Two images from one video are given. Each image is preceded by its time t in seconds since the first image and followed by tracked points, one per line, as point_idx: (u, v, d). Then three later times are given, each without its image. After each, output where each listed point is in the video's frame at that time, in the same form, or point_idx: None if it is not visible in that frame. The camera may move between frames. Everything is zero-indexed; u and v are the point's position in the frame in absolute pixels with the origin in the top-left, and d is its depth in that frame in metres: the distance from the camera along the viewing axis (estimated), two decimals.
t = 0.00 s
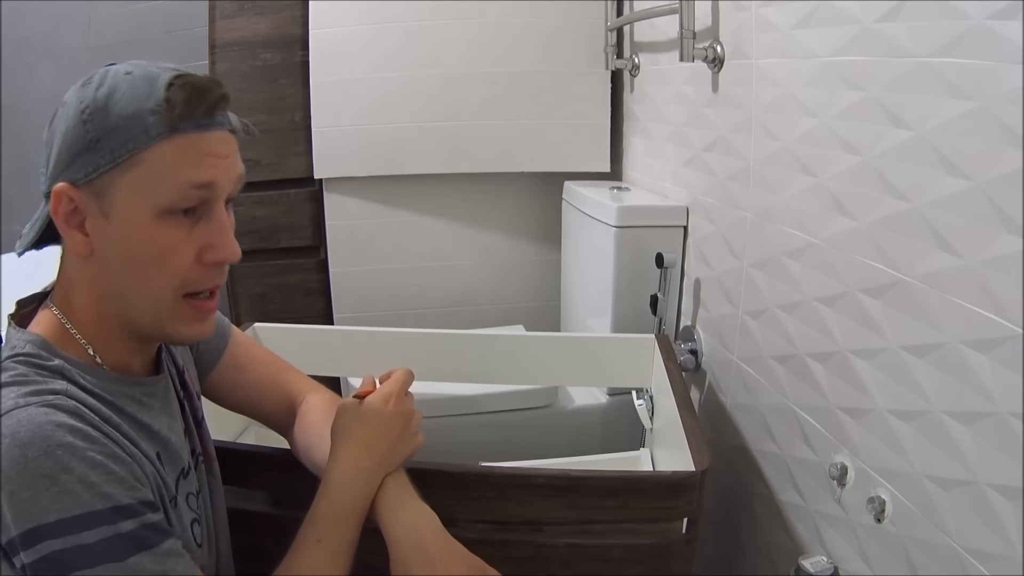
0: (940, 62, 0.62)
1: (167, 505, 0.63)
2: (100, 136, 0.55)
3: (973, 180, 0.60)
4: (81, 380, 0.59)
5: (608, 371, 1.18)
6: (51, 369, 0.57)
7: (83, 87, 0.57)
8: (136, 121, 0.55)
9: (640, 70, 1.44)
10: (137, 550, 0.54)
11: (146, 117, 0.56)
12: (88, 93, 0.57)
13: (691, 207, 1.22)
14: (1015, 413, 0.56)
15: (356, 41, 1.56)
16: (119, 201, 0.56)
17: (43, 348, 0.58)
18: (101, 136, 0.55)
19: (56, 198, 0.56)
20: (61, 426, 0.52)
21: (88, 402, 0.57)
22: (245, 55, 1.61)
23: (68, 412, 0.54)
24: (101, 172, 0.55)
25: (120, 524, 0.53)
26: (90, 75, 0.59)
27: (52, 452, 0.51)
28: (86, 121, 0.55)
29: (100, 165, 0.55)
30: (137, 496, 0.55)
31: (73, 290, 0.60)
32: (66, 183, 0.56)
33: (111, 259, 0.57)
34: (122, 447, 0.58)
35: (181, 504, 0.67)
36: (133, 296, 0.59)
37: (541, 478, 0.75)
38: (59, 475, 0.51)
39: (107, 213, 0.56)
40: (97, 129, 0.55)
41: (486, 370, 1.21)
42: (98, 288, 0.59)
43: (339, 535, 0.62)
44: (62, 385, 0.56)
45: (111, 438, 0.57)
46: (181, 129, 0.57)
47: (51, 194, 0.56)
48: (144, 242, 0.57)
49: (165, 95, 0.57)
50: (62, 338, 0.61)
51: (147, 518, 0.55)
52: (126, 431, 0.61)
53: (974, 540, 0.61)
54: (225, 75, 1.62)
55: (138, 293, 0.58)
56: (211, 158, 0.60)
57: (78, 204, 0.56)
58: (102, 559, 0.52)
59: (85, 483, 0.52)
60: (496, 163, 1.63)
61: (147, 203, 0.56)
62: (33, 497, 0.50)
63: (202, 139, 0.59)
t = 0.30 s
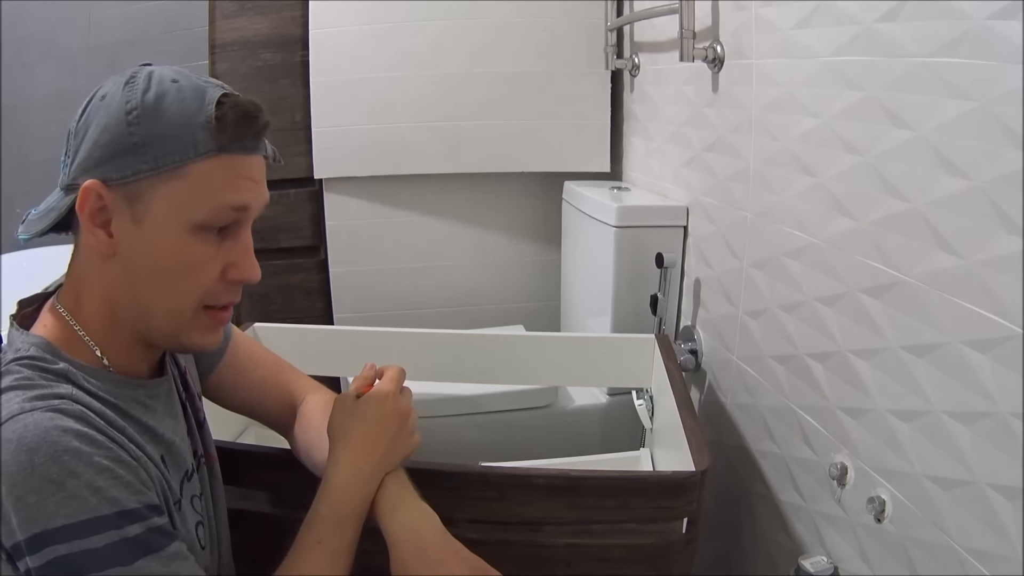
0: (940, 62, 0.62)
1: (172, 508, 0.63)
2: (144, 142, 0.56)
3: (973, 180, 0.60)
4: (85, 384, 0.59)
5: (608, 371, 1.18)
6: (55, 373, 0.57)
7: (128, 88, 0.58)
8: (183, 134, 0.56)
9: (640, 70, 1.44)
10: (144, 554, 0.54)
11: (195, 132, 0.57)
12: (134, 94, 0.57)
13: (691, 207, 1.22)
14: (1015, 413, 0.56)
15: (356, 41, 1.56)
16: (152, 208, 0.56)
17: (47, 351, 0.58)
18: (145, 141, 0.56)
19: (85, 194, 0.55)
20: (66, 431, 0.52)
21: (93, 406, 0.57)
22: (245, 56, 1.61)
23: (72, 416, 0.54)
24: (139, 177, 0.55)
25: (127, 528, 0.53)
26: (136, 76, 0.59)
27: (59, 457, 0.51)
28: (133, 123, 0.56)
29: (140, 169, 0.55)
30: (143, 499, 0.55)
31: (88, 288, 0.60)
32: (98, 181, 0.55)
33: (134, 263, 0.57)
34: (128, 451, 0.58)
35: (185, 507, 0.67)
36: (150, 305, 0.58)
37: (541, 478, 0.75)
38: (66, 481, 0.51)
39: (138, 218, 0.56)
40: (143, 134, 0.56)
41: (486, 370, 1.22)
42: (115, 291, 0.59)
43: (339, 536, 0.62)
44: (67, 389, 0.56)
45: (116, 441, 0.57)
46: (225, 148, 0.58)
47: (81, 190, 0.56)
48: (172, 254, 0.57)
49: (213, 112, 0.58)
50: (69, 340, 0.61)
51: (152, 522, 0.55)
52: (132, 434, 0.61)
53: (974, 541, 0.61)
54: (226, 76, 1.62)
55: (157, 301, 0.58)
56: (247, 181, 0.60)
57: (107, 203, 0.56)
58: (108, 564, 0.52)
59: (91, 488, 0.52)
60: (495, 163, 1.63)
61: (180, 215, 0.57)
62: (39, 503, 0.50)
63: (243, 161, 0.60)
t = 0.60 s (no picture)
0: (939, 62, 0.62)
1: (169, 512, 0.64)
2: (151, 141, 0.56)
3: (972, 180, 0.60)
4: (84, 386, 0.59)
5: (608, 372, 1.18)
6: (54, 375, 0.57)
7: (132, 86, 0.58)
8: (190, 134, 0.57)
9: (640, 70, 1.44)
10: (140, 560, 0.55)
11: (202, 131, 0.58)
12: (140, 94, 0.58)
13: (691, 207, 1.22)
14: (1015, 413, 0.56)
15: (356, 41, 1.56)
16: (158, 206, 0.56)
17: (46, 353, 0.58)
18: (152, 140, 0.56)
19: (89, 193, 0.55)
20: (65, 435, 0.52)
21: (92, 410, 0.57)
22: (245, 56, 1.61)
23: (71, 421, 0.54)
24: (146, 175, 0.56)
25: (124, 534, 0.53)
26: (139, 75, 0.59)
27: (57, 462, 0.51)
28: (139, 122, 0.56)
29: (147, 168, 0.56)
30: (140, 505, 0.56)
31: (89, 287, 0.60)
32: (103, 180, 0.56)
33: (139, 261, 0.57)
34: (125, 455, 0.58)
35: (183, 509, 0.67)
36: (155, 303, 0.59)
37: (541, 478, 0.75)
38: (64, 485, 0.51)
39: (143, 216, 0.56)
40: (150, 132, 0.56)
41: (486, 371, 1.22)
42: (118, 290, 0.59)
43: (340, 544, 0.62)
44: (65, 392, 0.56)
45: (114, 445, 0.57)
46: (231, 147, 0.59)
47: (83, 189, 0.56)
48: (179, 251, 0.57)
49: (219, 112, 0.59)
50: (68, 341, 0.60)
51: (149, 528, 0.56)
52: (129, 437, 0.61)
53: (975, 541, 0.61)
54: (225, 76, 1.62)
55: (162, 299, 0.59)
56: (250, 180, 0.61)
57: (111, 202, 0.56)
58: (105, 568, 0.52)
59: (90, 493, 0.52)
60: (495, 163, 1.63)
61: (186, 213, 0.57)
62: (37, 507, 0.50)
63: (246, 161, 0.61)
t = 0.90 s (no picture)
0: (939, 62, 0.62)
1: (168, 512, 0.64)
2: (167, 130, 0.57)
3: (972, 180, 0.60)
4: (83, 385, 0.59)
5: (608, 371, 1.18)
6: (54, 374, 0.57)
7: (147, 82, 0.60)
8: (205, 125, 0.59)
9: (640, 70, 1.44)
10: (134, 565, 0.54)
11: (215, 124, 0.59)
12: (155, 89, 0.59)
13: (691, 207, 1.22)
14: (1015, 413, 0.56)
15: (356, 40, 1.56)
16: (169, 195, 0.57)
17: (46, 351, 0.58)
18: (168, 130, 0.57)
19: (101, 180, 0.56)
20: (63, 437, 0.52)
21: (91, 410, 0.57)
22: (245, 56, 1.61)
23: (71, 421, 0.54)
24: (160, 163, 0.57)
25: (119, 539, 0.53)
26: (152, 73, 0.61)
27: (56, 463, 0.51)
28: (155, 112, 0.58)
29: (162, 156, 0.57)
30: (136, 509, 0.55)
31: (93, 279, 0.60)
32: (116, 167, 0.56)
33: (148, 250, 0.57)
34: (123, 457, 0.58)
35: (181, 510, 0.67)
36: (161, 292, 0.59)
37: (541, 478, 0.75)
38: (62, 488, 0.51)
39: (154, 205, 0.57)
40: (165, 122, 0.58)
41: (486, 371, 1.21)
42: (124, 279, 0.59)
43: None
44: (65, 392, 0.56)
45: (113, 447, 0.57)
46: (241, 141, 0.61)
47: (95, 176, 0.56)
48: (188, 240, 0.58)
49: (231, 108, 0.61)
50: (69, 337, 0.61)
51: (144, 533, 0.55)
52: (128, 438, 0.61)
53: (975, 541, 0.61)
54: (225, 75, 1.62)
55: (168, 288, 0.59)
56: (256, 175, 0.63)
57: (122, 189, 0.56)
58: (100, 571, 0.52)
59: (86, 497, 0.52)
60: (495, 163, 1.63)
61: (198, 203, 0.58)
62: (33, 509, 0.50)
63: (253, 156, 0.63)
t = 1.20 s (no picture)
0: (939, 62, 0.62)
1: (166, 513, 0.64)
2: (174, 128, 0.58)
3: (972, 180, 0.60)
4: (83, 382, 0.59)
5: (608, 371, 1.18)
6: (54, 372, 0.57)
7: (150, 81, 0.60)
8: (210, 123, 0.59)
9: (640, 70, 1.44)
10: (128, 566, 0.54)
11: (220, 121, 0.60)
12: (160, 87, 0.59)
13: (691, 207, 1.22)
14: (1015, 413, 0.56)
15: (356, 40, 1.56)
16: (177, 193, 0.58)
17: (46, 348, 0.58)
18: (175, 127, 0.58)
19: (108, 178, 0.56)
20: (60, 435, 0.52)
21: (91, 409, 0.57)
22: (245, 56, 1.61)
23: (70, 419, 0.54)
24: (167, 161, 0.57)
25: (114, 538, 0.53)
26: (155, 73, 0.61)
27: (51, 461, 0.51)
28: (162, 110, 0.58)
29: (168, 154, 0.57)
30: (132, 509, 0.55)
31: (96, 278, 0.60)
32: (121, 165, 0.56)
33: (156, 247, 0.57)
34: (122, 457, 0.58)
35: (180, 508, 0.67)
36: (170, 288, 0.59)
37: (541, 478, 0.75)
38: (57, 486, 0.51)
39: (161, 202, 0.57)
40: (172, 120, 0.58)
41: (486, 371, 1.22)
42: (130, 278, 0.59)
43: None
44: (64, 390, 0.56)
45: (111, 446, 0.57)
46: (245, 138, 0.62)
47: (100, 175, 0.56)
48: (196, 237, 0.58)
49: (234, 107, 0.62)
50: (70, 337, 0.60)
51: (140, 534, 0.55)
52: (128, 437, 0.61)
53: (975, 541, 0.61)
54: (225, 75, 1.62)
55: (175, 285, 0.59)
56: (258, 171, 0.64)
57: (129, 187, 0.56)
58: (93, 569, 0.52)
59: (81, 495, 0.52)
60: (495, 163, 1.63)
61: (204, 200, 0.59)
62: (28, 505, 0.50)
63: (255, 153, 0.64)
